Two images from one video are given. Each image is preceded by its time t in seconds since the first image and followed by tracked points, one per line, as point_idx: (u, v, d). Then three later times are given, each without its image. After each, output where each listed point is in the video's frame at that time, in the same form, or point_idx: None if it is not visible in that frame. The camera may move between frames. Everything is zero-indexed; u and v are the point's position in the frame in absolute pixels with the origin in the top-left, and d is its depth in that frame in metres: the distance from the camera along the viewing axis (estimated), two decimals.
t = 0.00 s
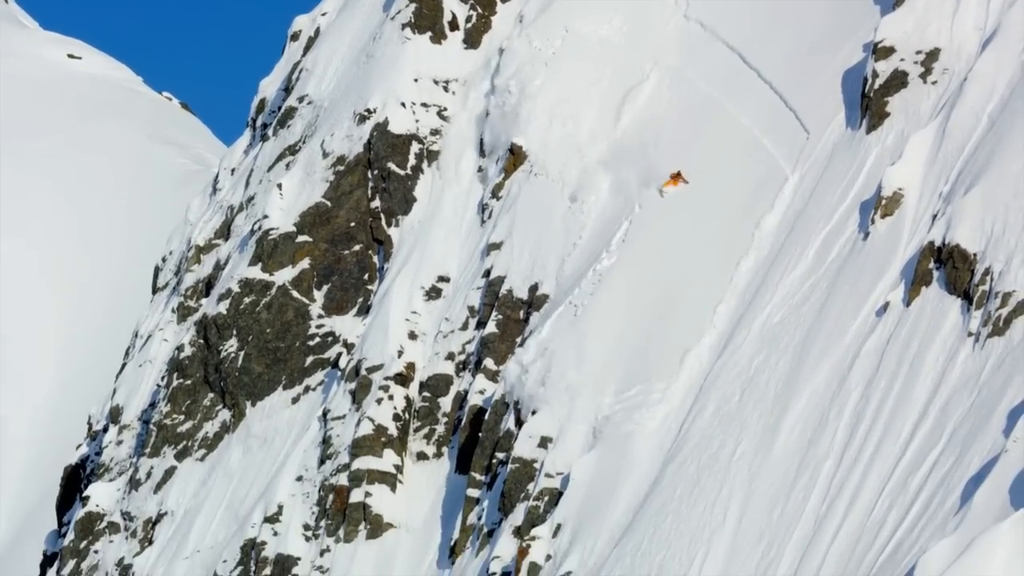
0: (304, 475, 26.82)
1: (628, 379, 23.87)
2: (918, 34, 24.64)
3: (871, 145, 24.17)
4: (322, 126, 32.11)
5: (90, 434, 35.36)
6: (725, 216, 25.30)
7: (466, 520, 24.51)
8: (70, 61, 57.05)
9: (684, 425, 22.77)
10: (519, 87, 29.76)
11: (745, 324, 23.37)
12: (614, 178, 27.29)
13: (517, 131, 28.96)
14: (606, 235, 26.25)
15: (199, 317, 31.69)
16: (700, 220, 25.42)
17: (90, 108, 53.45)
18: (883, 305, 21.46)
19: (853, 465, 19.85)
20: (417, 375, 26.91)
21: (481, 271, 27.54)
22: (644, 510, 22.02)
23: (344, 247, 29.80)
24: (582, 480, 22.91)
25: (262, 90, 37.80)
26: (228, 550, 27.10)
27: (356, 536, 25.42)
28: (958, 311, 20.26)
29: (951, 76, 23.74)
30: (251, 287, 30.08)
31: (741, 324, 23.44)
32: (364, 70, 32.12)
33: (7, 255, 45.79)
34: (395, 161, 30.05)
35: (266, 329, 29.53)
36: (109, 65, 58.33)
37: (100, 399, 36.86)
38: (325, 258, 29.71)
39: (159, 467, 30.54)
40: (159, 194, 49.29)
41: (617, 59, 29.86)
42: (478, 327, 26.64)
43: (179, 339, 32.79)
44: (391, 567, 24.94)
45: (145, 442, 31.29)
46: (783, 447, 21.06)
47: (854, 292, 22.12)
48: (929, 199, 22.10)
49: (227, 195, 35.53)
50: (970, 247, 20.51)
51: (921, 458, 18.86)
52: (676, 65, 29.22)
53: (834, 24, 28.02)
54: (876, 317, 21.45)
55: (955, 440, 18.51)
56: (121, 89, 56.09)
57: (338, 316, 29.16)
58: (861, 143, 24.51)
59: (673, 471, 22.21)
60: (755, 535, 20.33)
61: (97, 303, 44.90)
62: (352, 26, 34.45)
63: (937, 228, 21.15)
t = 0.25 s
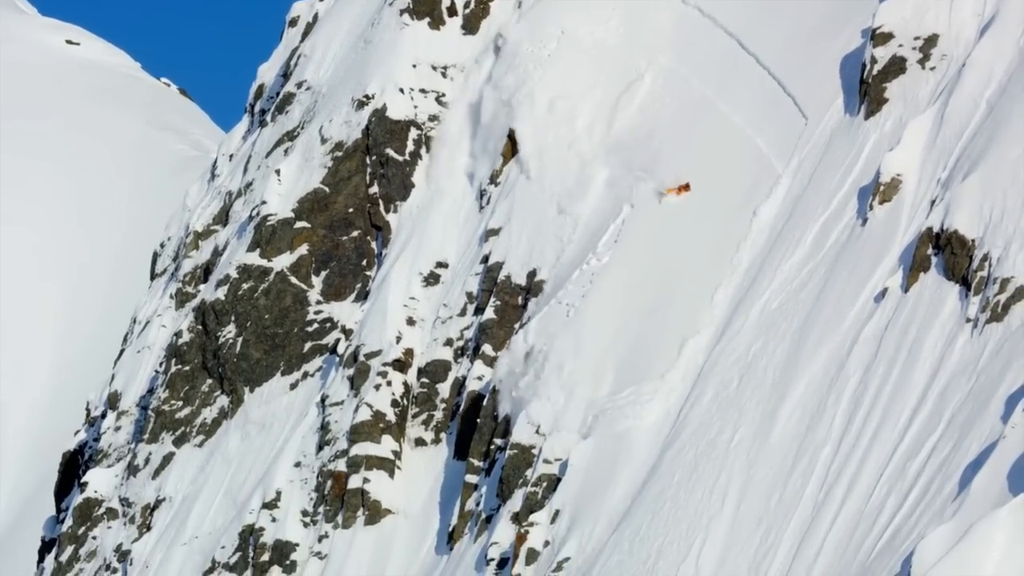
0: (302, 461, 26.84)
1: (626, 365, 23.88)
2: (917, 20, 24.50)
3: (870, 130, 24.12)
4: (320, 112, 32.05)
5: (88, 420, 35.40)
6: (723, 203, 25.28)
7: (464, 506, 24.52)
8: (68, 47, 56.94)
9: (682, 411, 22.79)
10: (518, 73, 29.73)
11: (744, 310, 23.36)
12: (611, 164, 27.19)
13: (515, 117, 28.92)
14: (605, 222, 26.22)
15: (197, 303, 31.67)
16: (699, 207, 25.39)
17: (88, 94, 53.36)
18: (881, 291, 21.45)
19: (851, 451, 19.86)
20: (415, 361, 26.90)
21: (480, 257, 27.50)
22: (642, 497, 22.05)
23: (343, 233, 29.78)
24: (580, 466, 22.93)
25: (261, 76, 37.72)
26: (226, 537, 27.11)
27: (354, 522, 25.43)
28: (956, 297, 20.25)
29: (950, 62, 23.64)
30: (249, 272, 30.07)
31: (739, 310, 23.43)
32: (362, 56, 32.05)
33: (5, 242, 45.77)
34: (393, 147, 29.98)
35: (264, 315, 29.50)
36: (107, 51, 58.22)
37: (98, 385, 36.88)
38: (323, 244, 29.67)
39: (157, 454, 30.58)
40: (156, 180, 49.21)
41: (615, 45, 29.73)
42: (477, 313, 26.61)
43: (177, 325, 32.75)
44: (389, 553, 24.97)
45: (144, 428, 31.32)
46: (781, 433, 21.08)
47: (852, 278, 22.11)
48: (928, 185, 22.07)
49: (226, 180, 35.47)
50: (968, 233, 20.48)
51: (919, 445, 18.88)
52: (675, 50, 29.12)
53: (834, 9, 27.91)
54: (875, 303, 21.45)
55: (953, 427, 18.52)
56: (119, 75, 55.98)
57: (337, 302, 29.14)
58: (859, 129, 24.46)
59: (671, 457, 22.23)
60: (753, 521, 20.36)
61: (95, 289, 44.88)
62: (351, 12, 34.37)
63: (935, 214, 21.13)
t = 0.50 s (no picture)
0: (300, 452, 26.84)
1: (625, 356, 23.90)
2: (915, 11, 24.55)
3: (868, 121, 24.10)
4: (318, 103, 32.01)
5: (86, 412, 35.40)
6: (722, 194, 25.28)
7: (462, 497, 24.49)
8: (66, 37, 56.89)
9: (680, 402, 22.80)
10: (516, 64, 29.64)
11: (743, 301, 23.36)
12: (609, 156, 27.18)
13: (514, 109, 28.89)
14: (603, 213, 26.22)
15: (195, 294, 31.68)
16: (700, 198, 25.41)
17: (86, 85, 53.29)
18: (880, 282, 21.46)
19: (849, 442, 19.87)
20: (414, 351, 26.89)
21: (479, 247, 27.47)
22: (640, 488, 22.07)
23: (341, 224, 29.75)
24: (579, 457, 22.97)
25: (259, 67, 37.68)
26: (224, 528, 27.02)
27: (353, 513, 25.41)
28: (955, 287, 20.23)
29: (948, 53, 23.50)
30: (248, 263, 30.01)
31: (738, 301, 23.44)
32: (361, 47, 32.03)
33: (3, 233, 45.75)
34: (392, 137, 29.95)
35: (263, 306, 29.49)
36: (106, 42, 58.16)
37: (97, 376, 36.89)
38: (322, 235, 29.62)
39: (156, 444, 30.59)
40: (154, 171, 49.18)
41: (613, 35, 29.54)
42: (475, 304, 26.56)
43: (176, 316, 32.73)
44: (387, 544, 24.91)
45: (142, 419, 31.34)
46: (780, 424, 21.10)
47: (851, 268, 22.11)
48: (926, 176, 22.05)
49: (224, 171, 35.44)
50: (967, 223, 20.47)
51: (918, 435, 18.89)
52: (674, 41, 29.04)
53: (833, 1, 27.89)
54: (873, 294, 21.45)
55: (952, 417, 18.52)
56: (117, 66, 55.94)
57: (336, 293, 29.11)
58: (857, 120, 24.46)
59: (669, 448, 22.24)
60: (751, 512, 20.39)
61: (94, 280, 44.88)
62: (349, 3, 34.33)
63: (934, 205, 21.14)
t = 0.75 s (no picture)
0: (299, 434, 26.83)
1: (624, 337, 23.89)
2: None
3: (867, 104, 24.04)
4: (317, 86, 31.94)
5: (85, 394, 35.38)
6: (721, 177, 25.22)
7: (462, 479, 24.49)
8: (65, 20, 56.82)
9: (680, 385, 22.80)
10: (514, 46, 29.55)
11: (742, 283, 23.34)
12: (608, 138, 27.14)
13: (513, 91, 28.82)
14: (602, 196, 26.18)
15: (195, 276, 31.65)
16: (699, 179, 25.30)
17: (86, 67, 53.22)
18: (879, 264, 21.44)
19: (849, 425, 19.89)
20: (413, 334, 26.85)
21: (478, 230, 27.43)
22: (639, 470, 22.09)
23: (341, 206, 29.71)
24: (578, 438, 22.98)
25: (258, 50, 37.61)
26: (223, 510, 26.95)
27: (352, 495, 25.40)
28: (954, 270, 20.22)
29: (947, 36, 23.42)
30: (247, 246, 30.00)
31: (737, 283, 23.41)
32: (360, 30, 31.92)
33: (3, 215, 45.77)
34: (391, 120, 29.93)
35: (262, 288, 29.46)
36: (104, 24, 58.07)
37: (96, 358, 36.90)
38: (321, 217, 29.60)
39: (156, 426, 30.60)
40: (153, 153, 49.14)
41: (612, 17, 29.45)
42: (475, 286, 26.52)
43: (175, 298, 32.70)
44: (386, 525, 24.93)
45: (141, 402, 31.36)
46: (780, 406, 21.11)
47: (851, 250, 22.08)
48: (925, 159, 22.01)
49: (223, 154, 35.38)
50: (966, 205, 20.44)
51: (917, 418, 18.91)
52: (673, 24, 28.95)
53: None
54: (873, 276, 21.43)
55: (951, 399, 18.53)
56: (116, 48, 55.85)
57: (335, 276, 29.07)
58: (856, 102, 24.42)
59: (668, 431, 22.27)
60: (750, 494, 20.41)
61: (93, 263, 44.86)
62: None
63: (933, 187, 21.12)
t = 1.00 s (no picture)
0: (300, 414, 26.84)
1: (624, 318, 23.86)
2: None
3: (867, 84, 23.95)
4: (318, 66, 31.85)
5: (85, 374, 35.42)
6: (722, 155, 25.14)
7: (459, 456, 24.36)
8: None
9: (680, 365, 22.81)
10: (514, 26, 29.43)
11: (743, 263, 23.33)
12: (607, 116, 27.03)
13: (512, 71, 28.73)
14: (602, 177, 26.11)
15: (195, 256, 31.62)
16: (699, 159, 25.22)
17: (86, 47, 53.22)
18: (880, 244, 21.40)
19: (848, 405, 19.89)
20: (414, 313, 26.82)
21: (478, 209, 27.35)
22: (640, 450, 22.13)
23: (341, 186, 29.66)
24: (580, 416, 22.96)
25: (259, 30, 37.54)
26: (223, 490, 26.98)
27: (352, 475, 25.39)
28: (954, 250, 20.19)
29: (947, 17, 23.18)
30: (247, 226, 29.98)
31: (738, 264, 23.39)
32: (361, 10, 31.91)
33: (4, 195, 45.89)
34: (392, 100, 29.89)
35: (263, 269, 29.45)
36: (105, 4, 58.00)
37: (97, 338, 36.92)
38: (321, 197, 29.56)
39: (156, 406, 30.59)
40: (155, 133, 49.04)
41: None
42: (475, 266, 26.42)
43: (175, 279, 32.66)
44: (387, 506, 24.93)
45: (142, 382, 31.35)
46: (780, 386, 21.13)
47: (851, 230, 22.04)
48: (924, 139, 21.95)
49: (224, 134, 35.30)
50: (966, 185, 20.39)
51: (917, 398, 18.91)
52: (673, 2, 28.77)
53: None
54: (873, 257, 21.40)
55: (951, 379, 18.52)
56: (116, 27, 55.77)
57: (336, 256, 29.02)
58: (856, 82, 24.35)
59: (669, 411, 22.31)
60: (751, 474, 20.46)
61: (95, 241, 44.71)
62: None
63: (933, 167, 21.08)
